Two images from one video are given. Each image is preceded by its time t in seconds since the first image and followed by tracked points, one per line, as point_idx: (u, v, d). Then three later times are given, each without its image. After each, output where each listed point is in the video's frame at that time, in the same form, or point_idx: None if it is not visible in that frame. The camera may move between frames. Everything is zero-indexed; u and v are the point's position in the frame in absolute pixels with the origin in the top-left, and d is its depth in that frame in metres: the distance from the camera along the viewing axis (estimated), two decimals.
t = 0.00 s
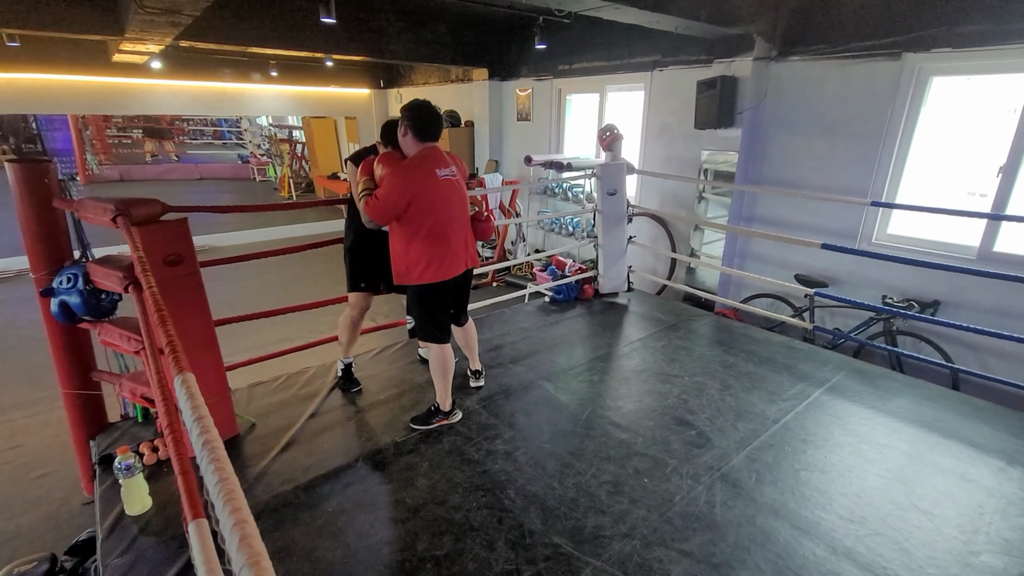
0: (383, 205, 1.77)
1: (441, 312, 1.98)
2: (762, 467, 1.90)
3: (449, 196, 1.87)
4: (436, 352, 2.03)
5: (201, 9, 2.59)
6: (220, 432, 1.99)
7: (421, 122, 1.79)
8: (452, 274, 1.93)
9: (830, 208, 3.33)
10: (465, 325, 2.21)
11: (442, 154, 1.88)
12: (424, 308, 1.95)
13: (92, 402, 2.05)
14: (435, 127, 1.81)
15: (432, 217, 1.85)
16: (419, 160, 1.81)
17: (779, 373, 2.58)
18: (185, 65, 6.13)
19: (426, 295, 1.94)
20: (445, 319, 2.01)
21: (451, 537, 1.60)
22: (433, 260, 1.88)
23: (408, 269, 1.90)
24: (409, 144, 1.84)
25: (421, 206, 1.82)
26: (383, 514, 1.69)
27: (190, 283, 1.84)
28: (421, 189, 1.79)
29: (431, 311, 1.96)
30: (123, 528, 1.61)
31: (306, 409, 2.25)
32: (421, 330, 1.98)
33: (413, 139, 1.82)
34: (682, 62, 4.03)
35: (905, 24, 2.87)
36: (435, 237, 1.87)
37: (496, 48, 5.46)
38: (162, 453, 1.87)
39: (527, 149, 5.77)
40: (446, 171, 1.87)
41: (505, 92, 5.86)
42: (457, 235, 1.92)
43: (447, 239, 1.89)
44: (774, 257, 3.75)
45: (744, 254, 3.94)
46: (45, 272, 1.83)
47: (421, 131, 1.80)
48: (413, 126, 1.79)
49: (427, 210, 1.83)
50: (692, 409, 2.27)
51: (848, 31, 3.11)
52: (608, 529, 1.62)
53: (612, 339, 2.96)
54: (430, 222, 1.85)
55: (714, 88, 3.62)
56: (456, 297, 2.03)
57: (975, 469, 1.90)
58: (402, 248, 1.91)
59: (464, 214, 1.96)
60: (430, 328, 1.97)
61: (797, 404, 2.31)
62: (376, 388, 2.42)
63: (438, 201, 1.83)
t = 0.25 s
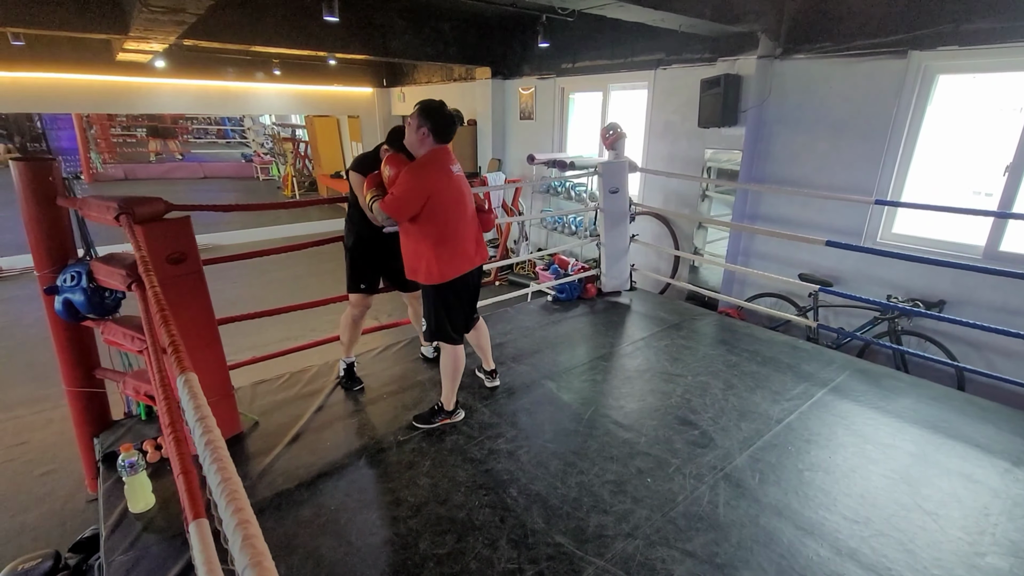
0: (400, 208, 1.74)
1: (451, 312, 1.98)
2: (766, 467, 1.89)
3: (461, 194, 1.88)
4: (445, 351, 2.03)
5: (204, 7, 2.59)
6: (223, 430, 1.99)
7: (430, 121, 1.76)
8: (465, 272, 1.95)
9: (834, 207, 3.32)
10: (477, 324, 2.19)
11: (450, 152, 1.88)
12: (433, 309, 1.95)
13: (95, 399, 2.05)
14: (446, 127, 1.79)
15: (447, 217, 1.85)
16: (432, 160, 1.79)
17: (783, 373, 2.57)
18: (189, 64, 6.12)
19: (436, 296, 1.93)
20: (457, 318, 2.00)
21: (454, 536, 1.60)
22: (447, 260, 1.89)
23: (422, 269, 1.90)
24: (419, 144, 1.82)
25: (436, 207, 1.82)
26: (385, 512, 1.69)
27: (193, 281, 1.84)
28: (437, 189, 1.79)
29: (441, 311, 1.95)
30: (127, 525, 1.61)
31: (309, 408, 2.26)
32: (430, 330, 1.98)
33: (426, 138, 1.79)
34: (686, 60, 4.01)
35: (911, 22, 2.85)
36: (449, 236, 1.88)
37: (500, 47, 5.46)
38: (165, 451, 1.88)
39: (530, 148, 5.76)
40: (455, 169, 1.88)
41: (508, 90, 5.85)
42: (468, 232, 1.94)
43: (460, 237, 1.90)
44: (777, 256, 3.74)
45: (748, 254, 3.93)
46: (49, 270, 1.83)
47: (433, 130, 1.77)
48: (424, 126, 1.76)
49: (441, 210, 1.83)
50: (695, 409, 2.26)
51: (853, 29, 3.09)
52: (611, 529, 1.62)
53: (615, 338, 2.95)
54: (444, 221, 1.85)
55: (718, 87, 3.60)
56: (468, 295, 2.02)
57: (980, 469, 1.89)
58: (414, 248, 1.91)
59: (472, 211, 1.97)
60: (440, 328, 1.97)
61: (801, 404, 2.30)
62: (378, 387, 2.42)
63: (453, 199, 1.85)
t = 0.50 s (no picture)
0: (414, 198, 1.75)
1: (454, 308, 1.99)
2: (766, 467, 1.89)
3: (473, 190, 1.92)
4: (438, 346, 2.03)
5: (206, 8, 2.59)
6: (225, 430, 2.00)
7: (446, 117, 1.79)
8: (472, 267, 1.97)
9: (836, 207, 3.31)
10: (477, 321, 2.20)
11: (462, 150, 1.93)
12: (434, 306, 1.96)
13: (98, 399, 2.06)
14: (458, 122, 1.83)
15: (459, 210, 1.87)
16: (449, 153, 1.83)
17: (784, 373, 2.57)
18: (191, 65, 6.13)
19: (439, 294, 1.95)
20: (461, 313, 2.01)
21: (454, 535, 1.60)
22: (456, 252, 1.90)
23: (430, 262, 1.90)
24: (434, 138, 1.82)
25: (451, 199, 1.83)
26: (386, 511, 1.69)
27: (194, 281, 1.84)
28: (454, 181, 1.81)
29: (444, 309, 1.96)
30: (129, 524, 1.62)
31: (310, 407, 2.26)
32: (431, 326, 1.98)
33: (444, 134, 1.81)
34: (687, 59, 4.01)
35: (913, 21, 2.84)
36: (460, 229, 1.89)
37: (501, 47, 5.46)
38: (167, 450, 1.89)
39: (532, 147, 5.76)
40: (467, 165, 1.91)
41: (509, 90, 5.86)
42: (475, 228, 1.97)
43: (469, 232, 1.93)
44: (779, 256, 3.73)
45: (749, 253, 3.92)
46: (52, 270, 1.84)
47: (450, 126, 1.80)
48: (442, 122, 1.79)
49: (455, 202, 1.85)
50: (696, 408, 2.26)
51: (855, 28, 3.08)
52: (611, 528, 1.62)
53: (616, 338, 2.95)
54: (457, 214, 1.87)
55: (719, 86, 3.60)
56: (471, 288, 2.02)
57: (982, 469, 1.89)
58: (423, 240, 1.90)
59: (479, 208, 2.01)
60: (443, 325, 1.97)
61: (802, 404, 2.30)
62: (380, 387, 2.42)
63: (466, 194, 1.87)
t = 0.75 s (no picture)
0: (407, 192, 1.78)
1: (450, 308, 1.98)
2: (767, 467, 1.89)
3: (473, 188, 1.91)
4: (431, 342, 2.02)
5: (207, 9, 2.59)
6: (226, 430, 2.00)
7: (453, 116, 1.80)
8: (467, 264, 1.96)
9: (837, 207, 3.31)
10: (481, 320, 2.19)
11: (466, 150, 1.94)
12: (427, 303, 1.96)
13: (99, 399, 2.07)
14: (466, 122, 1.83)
15: (457, 206, 1.87)
16: (449, 150, 1.84)
17: (785, 373, 2.57)
18: (193, 65, 6.20)
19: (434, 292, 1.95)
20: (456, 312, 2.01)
21: (455, 536, 1.60)
22: (453, 249, 1.90)
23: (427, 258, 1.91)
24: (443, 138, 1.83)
25: (448, 194, 1.84)
26: (387, 511, 1.69)
27: (196, 282, 1.85)
28: (450, 177, 1.82)
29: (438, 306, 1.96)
30: (132, 524, 1.63)
31: (312, 407, 2.27)
32: (424, 322, 1.99)
33: (443, 129, 1.78)
34: (689, 59, 4.00)
35: (915, 21, 2.84)
36: (457, 226, 1.89)
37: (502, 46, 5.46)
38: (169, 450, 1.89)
39: (533, 147, 5.76)
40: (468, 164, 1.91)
41: (510, 90, 5.85)
42: (475, 227, 1.97)
43: (467, 230, 1.92)
44: (780, 256, 3.73)
45: (751, 253, 3.92)
46: (54, 271, 1.85)
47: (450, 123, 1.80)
48: (445, 119, 1.79)
49: (451, 199, 1.85)
50: (697, 409, 2.26)
51: (857, 28, 3.08)
52: (612, 529, 1.62)
53: (617, 338, 2.95)
54: (454, 211, 1.87)
55: (720, 86, 3.60)
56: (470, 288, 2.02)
57: (984, 470, 1.88)
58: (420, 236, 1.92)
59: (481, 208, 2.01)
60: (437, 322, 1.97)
61: (803, 404, 2.29)
62: (381, 387, 2.43)
63: (463, 191, 1.87)
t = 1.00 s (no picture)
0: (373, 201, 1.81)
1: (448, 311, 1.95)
2: (770, 468, 1.89)
3: (445, 185, 1.84)
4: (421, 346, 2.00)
5: (211, 8, 2.59)
6: (228, 428, 2.00)
7: (419, 123, 1.85)
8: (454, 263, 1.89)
9: (840, 207, 3.30)
10: (488, 325, 2.19)
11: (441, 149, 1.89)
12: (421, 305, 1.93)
13: (102, 397, 2.07)
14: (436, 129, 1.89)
15: (427, 206, 1.82)
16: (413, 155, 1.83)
17: (788, 374, 2.56)
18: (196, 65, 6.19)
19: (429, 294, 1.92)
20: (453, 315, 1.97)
21: (457, 535, 1.60)
22: (433, 250, 1.85)
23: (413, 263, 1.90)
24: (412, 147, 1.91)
25: (412, 197, 1.80)
26: (389, 511, 1.69)
27: (199, 280, 1.85)
28: (411, 178, 1.79)
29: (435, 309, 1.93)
30: (134, 522, 1.63)
31: (314, 406, 2.27)
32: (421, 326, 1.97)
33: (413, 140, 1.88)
34: (691, 60, 4.00)
35: (919, 21, 2.83)
36: (431, 226, 1.83)
37: (504, 47, 5.46)
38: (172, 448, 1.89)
39: (535, 148, 5.76)
40: (441, 161, 1.86)
41: (512, 90, 5.85)
42: (459, 224, 1.89)
43: (446, 229, 1.86)
44: (783, 256, 3.72)
45: (753, 254, 3.91)
46: (57, 269, 1.85)
47: (416, 132, 1.87)
48: (414, 129, 1.86)
49: (417, 200, 1.81)
50: (700, 409, 2.25)
51: (860, 28, 3.08)
52: (615, 529, 1.62)
53: (619, 338, 2.94)
54: (425, 211, 1.82)
55: (722, 86, 3.60)
56: (469, 292, 1.98)
57: (988, 472, 1.88)
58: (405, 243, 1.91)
59: (468, 204, 1.92)
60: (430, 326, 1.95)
61: (806, 405, 2.29)
62: (382, 386, 2.43)
63: (433, 189, 1.82)
